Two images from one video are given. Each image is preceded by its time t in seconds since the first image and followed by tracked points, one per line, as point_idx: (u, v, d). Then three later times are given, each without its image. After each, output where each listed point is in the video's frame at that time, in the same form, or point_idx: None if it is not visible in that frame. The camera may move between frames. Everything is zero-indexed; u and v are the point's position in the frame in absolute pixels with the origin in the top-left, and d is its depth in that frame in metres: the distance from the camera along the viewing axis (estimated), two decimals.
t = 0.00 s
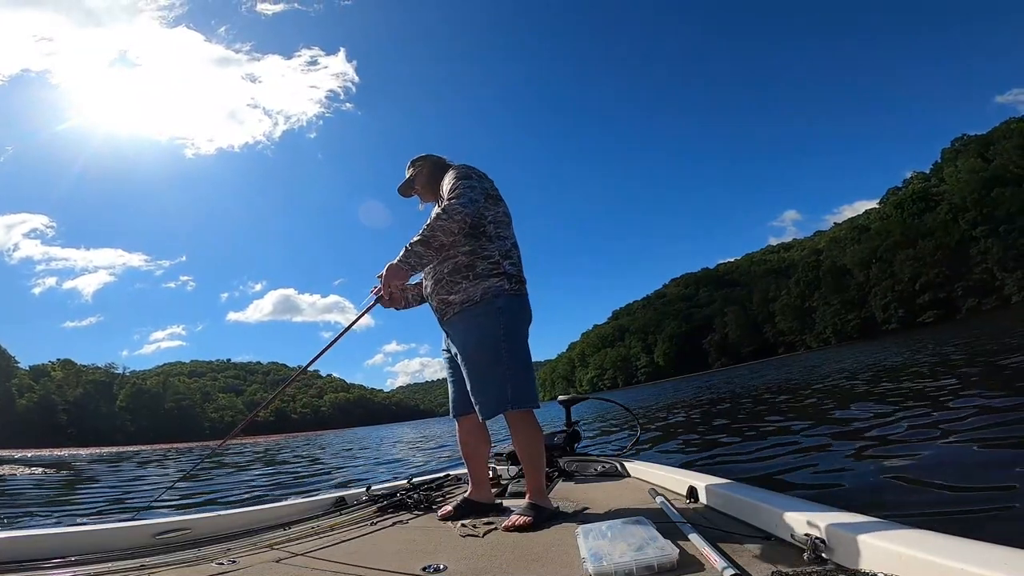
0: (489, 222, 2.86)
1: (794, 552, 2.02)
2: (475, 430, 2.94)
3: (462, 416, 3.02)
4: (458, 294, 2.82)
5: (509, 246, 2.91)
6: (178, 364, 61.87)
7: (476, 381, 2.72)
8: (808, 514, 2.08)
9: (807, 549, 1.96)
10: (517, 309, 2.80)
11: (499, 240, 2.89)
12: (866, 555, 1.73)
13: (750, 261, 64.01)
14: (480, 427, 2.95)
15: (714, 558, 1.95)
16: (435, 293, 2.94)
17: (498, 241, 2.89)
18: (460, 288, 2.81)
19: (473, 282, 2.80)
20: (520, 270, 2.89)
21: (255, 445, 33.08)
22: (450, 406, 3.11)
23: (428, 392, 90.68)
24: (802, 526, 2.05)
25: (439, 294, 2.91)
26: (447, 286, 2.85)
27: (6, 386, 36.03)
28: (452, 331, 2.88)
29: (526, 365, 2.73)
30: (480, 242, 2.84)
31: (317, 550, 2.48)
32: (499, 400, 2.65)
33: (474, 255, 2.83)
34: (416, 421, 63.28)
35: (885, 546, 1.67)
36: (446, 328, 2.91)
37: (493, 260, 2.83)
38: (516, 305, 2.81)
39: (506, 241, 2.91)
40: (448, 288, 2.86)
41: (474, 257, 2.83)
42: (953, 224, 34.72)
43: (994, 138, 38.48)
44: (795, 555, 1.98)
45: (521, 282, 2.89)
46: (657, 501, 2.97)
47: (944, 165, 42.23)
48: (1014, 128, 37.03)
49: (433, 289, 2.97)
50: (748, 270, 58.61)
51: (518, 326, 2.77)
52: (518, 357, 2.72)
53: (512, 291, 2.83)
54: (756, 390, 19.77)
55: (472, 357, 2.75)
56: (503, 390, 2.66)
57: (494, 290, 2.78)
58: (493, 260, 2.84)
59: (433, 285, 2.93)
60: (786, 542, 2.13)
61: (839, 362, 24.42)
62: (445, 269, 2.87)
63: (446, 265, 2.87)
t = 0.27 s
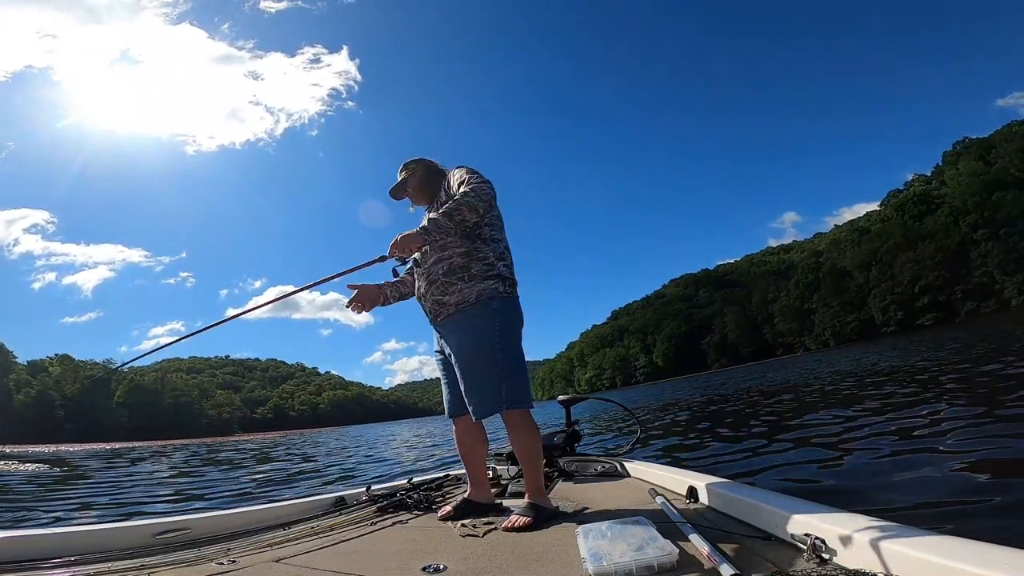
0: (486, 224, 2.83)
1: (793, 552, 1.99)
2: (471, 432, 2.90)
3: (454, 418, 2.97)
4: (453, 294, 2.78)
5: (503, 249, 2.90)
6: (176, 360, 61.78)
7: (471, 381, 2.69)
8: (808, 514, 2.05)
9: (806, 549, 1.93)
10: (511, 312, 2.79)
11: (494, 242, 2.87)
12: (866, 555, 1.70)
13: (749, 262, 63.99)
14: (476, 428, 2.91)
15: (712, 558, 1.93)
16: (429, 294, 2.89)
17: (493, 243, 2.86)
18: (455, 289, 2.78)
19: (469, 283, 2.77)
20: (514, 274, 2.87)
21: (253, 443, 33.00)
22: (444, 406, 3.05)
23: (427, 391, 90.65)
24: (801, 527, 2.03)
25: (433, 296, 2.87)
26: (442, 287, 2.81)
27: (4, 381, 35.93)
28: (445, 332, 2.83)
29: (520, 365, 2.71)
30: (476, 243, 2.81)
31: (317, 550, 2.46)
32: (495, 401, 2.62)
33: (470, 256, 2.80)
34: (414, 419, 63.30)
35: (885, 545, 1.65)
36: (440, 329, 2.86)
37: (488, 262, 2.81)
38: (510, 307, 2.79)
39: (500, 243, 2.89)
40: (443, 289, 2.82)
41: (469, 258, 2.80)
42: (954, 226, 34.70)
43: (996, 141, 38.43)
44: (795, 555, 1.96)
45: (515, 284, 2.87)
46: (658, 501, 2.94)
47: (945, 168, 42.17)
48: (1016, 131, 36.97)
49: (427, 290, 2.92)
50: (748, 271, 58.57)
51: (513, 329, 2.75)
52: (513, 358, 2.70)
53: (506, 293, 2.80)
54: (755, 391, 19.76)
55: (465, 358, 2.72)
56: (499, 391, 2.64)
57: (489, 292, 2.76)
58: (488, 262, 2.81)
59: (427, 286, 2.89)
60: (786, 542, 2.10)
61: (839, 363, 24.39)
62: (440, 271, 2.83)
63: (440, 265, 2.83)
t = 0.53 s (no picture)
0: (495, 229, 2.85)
1: (794, 552, 1.98)
2: (465, 432, 2.85)
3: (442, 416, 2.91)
4: (454, 293, 2.75)
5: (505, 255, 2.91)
6: (175, 355, 61.82)
7: (467, 381, 2.65)
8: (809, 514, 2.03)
9: (807, 549, 1.91)
10: (508, 314, 2.78)
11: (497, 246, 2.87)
12: (867, 555, 1.69)
13: (750, 263, 63.96)
14: (469, 428, 2.86)
15: (712, 558, 1.91)
16: (428, 291, 2.85)
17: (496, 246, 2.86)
18: (457, 287, 2.75)
19: (472, 283, 2.75)
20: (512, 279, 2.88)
21: (252, 439, 32.97)
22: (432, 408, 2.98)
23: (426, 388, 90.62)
24: (802, 527, 2.01)
25: (432, 292, 2.83)
26: (443, 285, 2.79)
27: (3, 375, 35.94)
28: (442, 331, 2.80)
29: (518, 366, 2.70)
30: (481, 244, 2.81)
31: (316, 550, 2.44)
32: (493, 400, 2.59)
33: (473, 254, 2.78)
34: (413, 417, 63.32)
35: (885, 545, 1.63)
36: (436, 327, 2.82)
37: (491, 263, 2.81)
38: (508, 310, 2.79)
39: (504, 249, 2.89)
40: (443, 287, 2.79)
41: (473, 256, 2.78)
42: (956, 230, 34.64)
43: (999, 145, 38.34)
44: (795, 555, 1.94)
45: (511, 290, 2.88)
46: (657, 501, 2.93)
47: (949, 171, 42.02)
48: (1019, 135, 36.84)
49: (425, 287, 2.88)
50: (748, 272, 58.54)
51: (509, 330, 2.74)
52: (511, 359, 2.69)
53: (504, 296, 2.80)
54: (755, 392, 19.76)
55: (463, 356, 2.68)
56: (497, 390, 2.61)
57: (489, 292, 2.75)
58: (491, 263, 2.81)
59: (427, 282, 2.86)
60: (786, 542, 2.09)
61: (839, 366, 24.37)
62: (443, 269, 2.81)
63: (443, 262, 2.81)
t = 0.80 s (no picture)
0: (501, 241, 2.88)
1: (794, 551, 1.97)
2: (460, 432, 2.82)
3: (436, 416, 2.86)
4: (454, 292, 2.73)
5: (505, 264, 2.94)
6: (175, 353, 61.86)
7: (463, 380, 2.62)
8: (808, 514, 2.03)
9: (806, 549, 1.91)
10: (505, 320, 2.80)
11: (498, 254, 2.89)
12: (865, 556, 1.68)
13: (751, 263, 63.93)
14: (463, 428, 2.83)
15: (712, 558, 1.91)
16: (426, 288, 2.82)
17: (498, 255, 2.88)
18: (458, 287, 2.73)
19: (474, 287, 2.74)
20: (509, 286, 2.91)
21: (251, 438, 32.96)
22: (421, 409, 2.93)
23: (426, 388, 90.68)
24: (801, 527, 2.01)
25: (431, 289, 2.80)
26: (443, 284, 2.76)
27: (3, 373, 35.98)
28: (438, 329, 2.76)
29: (513, 368, 2.71)
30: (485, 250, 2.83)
31: (317, 550, 2.43)
32: (490, 400, 2.59)
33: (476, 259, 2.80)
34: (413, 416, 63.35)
35: (884, 545, 1.63)
36: (431, 325, 2.78)
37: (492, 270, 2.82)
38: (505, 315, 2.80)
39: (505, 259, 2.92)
40: (443, 286, 2.76)
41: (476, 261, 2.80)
42: (957, 231, 34.60)
43: (1000, 145, 38.28)
44: (795, 555, 1.93)
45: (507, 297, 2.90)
46: (657, 502, 2.92)
47: (950, 172, 41.97)
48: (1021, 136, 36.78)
49: (424, 283, 2.85)
50: (749, 273, 58.50)
51: (506, 334, 2.75)
52: (508, 362, 2.69)
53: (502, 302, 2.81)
54: (755, 392, 19.76)
55: (459, 356, 2.66)
56: (495, 392, 2.60)
57: (489, 295, 2.75)
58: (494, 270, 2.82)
59: (426, 280, 2.83)
60: (787, 542, 2.08)
61: (840, 367, 24.35)
62: (446, 269, 2.79)
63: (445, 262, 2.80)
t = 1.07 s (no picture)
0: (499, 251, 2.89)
1: (794, 552, 1.97)
2: (458, 431, 2.81)
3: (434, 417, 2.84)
4: (453, 294, 2.73)
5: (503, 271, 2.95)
6: (174, 356, 61.82)
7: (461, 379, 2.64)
8: (807, 514, 2.03)
9: (807, 550, 1.90)
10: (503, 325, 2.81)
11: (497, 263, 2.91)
12: (866, 557, 1.68)
13: (750, 263, 63.96)
14: (461, 429, 2.83)
15: (713, 558, 1.90)
16: (425, 289, 2.81)
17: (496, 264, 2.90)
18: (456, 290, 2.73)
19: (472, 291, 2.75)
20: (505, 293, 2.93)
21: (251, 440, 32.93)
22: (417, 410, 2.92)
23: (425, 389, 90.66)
24: (802, 528, 2.00)
25: (430, 289, 2.79)
26: (439, 286, 2.76)
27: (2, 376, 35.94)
28: (437, 331, 2.76)
29: (512, 371, 2.71)
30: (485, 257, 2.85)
31: (317, 550, 2.43)
32: (489, 401, 2.59)
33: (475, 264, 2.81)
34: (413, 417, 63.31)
35: (884, 546, 1.63)
36: (429, 326, 2.78)
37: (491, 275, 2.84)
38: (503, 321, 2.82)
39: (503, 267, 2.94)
40: (441, 287, 2.76)
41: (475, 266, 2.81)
42: (956, 230, 34.61)
43: (998, 143, 38.32)
44: (795, 556, 1.93)
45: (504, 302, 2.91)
46: (657, 502, 2.92)
47: (948, 171, 41.99)
48: (1019, 134, 36.79)
49: (422, 283, 2.84)
50: (748, 272, 58.50)
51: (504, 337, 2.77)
52: (506, 363, 2.70)
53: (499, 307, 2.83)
54: (755, 392, 19.76)
55: (457, 356, 2.66)
56: (491, 391, 2.61)
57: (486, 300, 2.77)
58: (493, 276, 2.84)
59: (426, 281, 2.82)
60: (787, 543, 2.08)
61: (839, 366, 24.36)
62: (445, 271, 2.79)
63: (445, 266, 2.80)
